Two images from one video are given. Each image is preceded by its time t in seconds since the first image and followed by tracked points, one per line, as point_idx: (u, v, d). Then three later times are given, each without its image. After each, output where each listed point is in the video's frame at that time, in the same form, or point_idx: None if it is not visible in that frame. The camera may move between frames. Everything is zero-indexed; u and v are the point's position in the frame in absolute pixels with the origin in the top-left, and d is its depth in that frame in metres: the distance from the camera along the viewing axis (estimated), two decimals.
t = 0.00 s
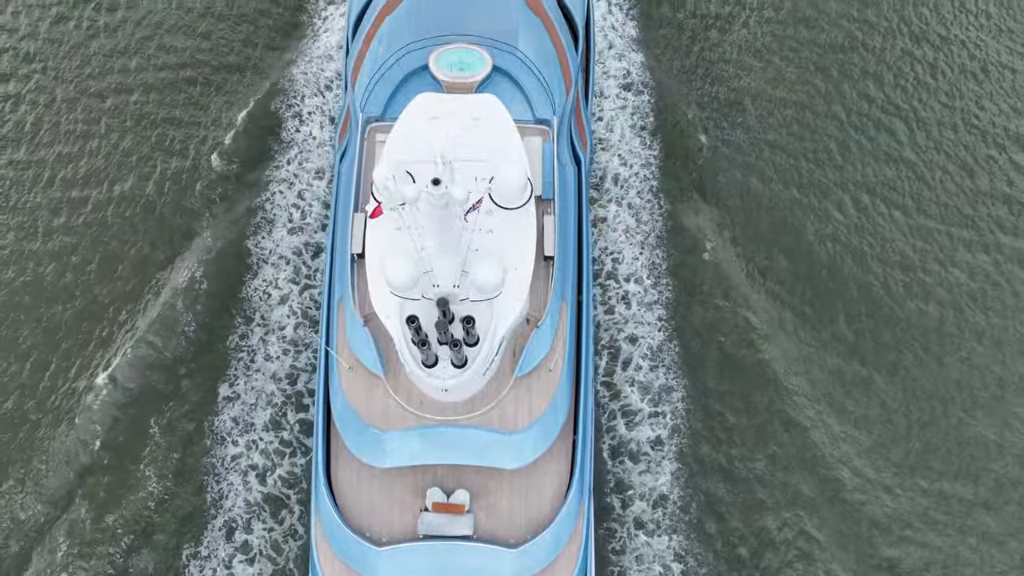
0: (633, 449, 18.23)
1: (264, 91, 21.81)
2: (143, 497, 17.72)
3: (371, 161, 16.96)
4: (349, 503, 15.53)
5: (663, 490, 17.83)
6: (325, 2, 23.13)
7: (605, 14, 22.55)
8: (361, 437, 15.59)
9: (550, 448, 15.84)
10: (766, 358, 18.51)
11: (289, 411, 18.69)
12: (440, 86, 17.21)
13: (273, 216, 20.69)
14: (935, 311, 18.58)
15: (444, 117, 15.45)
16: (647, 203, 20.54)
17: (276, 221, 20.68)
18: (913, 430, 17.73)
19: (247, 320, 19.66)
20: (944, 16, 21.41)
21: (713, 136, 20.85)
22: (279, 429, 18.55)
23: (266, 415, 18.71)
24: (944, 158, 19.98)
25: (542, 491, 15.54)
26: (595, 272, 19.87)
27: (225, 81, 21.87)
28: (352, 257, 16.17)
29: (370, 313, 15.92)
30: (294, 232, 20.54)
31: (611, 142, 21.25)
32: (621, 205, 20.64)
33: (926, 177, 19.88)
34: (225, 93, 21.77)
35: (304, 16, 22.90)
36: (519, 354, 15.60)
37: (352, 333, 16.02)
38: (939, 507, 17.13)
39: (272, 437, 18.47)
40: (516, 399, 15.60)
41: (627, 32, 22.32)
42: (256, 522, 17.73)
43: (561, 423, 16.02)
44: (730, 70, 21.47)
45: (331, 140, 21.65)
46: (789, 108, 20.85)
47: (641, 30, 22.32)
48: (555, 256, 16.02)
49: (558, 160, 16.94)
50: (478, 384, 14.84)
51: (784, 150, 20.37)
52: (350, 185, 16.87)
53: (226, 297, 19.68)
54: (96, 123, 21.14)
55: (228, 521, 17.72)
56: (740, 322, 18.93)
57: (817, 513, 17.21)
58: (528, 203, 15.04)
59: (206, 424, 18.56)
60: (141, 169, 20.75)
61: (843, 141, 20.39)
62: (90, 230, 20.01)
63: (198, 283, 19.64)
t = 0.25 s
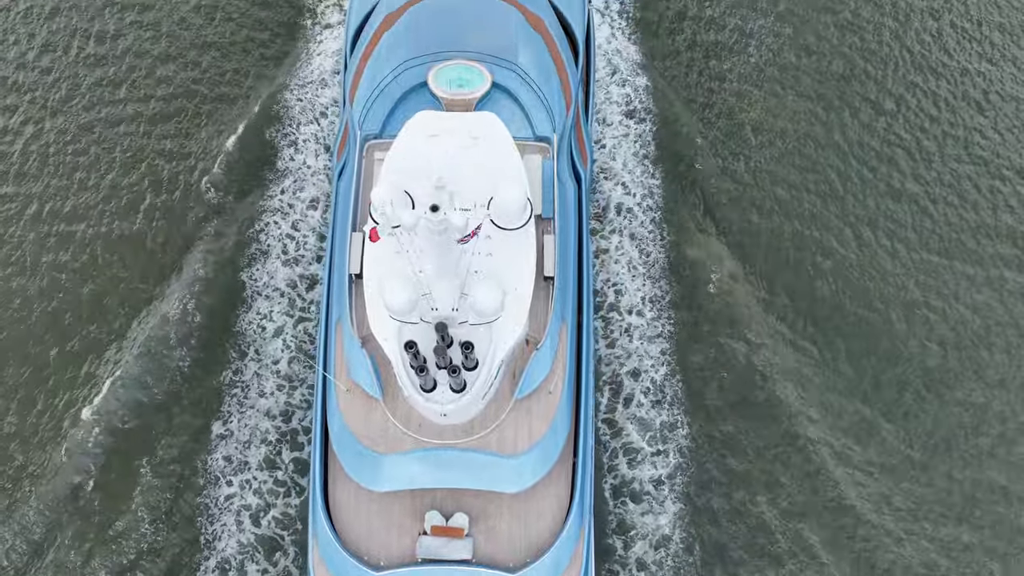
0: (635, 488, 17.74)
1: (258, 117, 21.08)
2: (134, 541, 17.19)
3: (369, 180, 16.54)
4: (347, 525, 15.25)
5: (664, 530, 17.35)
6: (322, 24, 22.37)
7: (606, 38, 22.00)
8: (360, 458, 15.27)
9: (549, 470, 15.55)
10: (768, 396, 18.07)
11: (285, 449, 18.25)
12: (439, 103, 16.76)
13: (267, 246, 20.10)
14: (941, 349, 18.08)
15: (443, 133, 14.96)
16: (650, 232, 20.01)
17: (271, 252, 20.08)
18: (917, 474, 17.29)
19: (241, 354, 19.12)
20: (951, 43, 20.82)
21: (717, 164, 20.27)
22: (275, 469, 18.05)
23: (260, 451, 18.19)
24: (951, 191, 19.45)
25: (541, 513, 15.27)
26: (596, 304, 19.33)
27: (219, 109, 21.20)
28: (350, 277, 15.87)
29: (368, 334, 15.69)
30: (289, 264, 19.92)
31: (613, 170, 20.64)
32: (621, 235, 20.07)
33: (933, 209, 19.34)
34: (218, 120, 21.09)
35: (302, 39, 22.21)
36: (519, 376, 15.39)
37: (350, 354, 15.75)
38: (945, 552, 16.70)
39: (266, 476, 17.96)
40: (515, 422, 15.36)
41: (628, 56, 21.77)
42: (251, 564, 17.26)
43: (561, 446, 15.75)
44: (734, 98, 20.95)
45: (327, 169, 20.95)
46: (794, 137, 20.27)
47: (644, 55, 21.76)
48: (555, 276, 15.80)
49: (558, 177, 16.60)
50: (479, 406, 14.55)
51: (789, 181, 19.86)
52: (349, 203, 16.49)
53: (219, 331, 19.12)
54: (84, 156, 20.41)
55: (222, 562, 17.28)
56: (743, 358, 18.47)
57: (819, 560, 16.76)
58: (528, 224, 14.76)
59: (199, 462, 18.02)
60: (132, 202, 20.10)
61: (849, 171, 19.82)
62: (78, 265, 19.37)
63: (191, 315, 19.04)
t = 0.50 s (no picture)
0: (637, 529, 17.33)
1: (249, 144, 20.24)
2: None
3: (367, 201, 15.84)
4: (344, 550, 14.94)
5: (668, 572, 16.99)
6: (318, 47, 21.53)
7: (610, 62, 21.32)
8: (357, 482, 14.87)
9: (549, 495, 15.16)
10: (776, 434, 17.59)
11: (279, 489, 17.54)
12: (438, 120, 16.06)
13: (261, 278, 19.27)
14: (951, 386, 17.63)
15: (440, 150, 14.64)
16: (653, 264, 19.41)
17: (264, 284, 19.25)
18: (928, 515, 16.84)
19: (235, 390, 18.44)
20: (956, 69, 20.38)
21: (722, 194, 19.77)
22: (269, 509, 17.38)
23: (255, 492, 17.53)
24: (958, 222, 19.02)
25: (541, 537, 14.96)
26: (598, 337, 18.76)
27: (209, 140, 20.37)
28: (348, 298, 15.29)
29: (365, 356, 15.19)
30: (283, 297, 19.10)
31: (616, 200, 20.02)
32: (625, 268, 19.45)
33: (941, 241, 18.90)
34: (210, 150, 20.29)
35: (297, 62, 21.32)
36: (519, 400, 14.93)
37: (346, 374, 15.27)
38: None
39: (260, 518, 17.31)
40: (515, 446, 14.89)
41: (633, 81, 21.10)
42: None
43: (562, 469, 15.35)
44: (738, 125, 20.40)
45: (322, 199, 20.13)
46: (798, 167, 19.80)
47: (648, 79, 21.16)
48: (555, 295, 15.27)
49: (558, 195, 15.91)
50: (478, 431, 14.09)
51: (795, 212, 19.40)
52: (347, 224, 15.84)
53: (210, 367, 18.40)
54: (72, 194, 19.67)
55: None
56: (750, 394, 17.95)
57: None
58: (528, 244, 14.15)
59: (192, 504, 17.36)
60: (121, 240, 19.36)
61: (855, 203, 19.40)
62: (66, 307, 18.64)
63: (184, 351, 18.34)
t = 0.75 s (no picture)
0: None
1: (240, 170, 19.11)
2: None
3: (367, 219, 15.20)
4: None
5: None
6: (313, 71, 20.40)
7: (613, 86, 19.90)
8: (354, 506, 14.48)
9: (548, 518, 14.61)
10: (804, 471, 16.09)
11: (274, 533, 16.34)
12: (436, 138, 15.47)
13: (255, 312, 18.06)
14: (989, 417, 16.27)
15: (438, 167, 14.34)
16: (656, 297, 17.93)
17: (258, 317, 18.04)
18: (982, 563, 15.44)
19: (228, 428, 17.24)
20: (976, 81, 19.14)
21: (740, 212, 18.32)
22: (262, 555, 16.20)
23: (249, 533, 16.37)
24: (988, 241, 17.71)
25: (541, 563, 14.40)
26: (597, 375, 17.39)
27: (202, 166, 19.17)
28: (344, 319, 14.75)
29: (362, 379, 14.80)
30: (278, 330, 17.90)
31: (618, 231, 18.61)
32: (631, 301, 17.99)
33: (971, 261, 17.54)
34: (199, 181, 19.08)
35: (286, 85, 20.17)
36: (519, 423, 14.48)
37: (343, 398, 14.89)
38: None
39: (254, 563, 16.10)
40: (514, 469, 14.45)
41: (638, 104, 19.69)
42: None
43: (563, 492, 14.89)
44: (749, 139, 19.01)
45: (317, 231, 18.94)
46: (823, 184, 18.44)
47: (655, 98, 19.73)
48: (555, 317, 14.73)
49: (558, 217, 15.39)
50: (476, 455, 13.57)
51: (815, 233, 17.99)
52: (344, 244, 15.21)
53: (203, 406, 17.20)
54: (52, 237, 18.42)
55: None
56: (773, 427, 16.49)
57: None
58: (528, 266, 13.78)
59: (184, 549, 16.20)
60: (106, 281, 18.11)
61: (892, 220, 18.01)
62: (47, 353, 17.43)
63: (178, 389, 17.18)
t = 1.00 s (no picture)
0: None
1: (233, 201, 18.72)
2: None
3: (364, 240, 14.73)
4: None
5: None
6: (307, 98, 19.85)
7: (616, 113, 19.51)
8: (351, 533, 14.02)
9: (549, 543, 14.20)
10: (806, 511, 15.87)
11: None
12: (434, 157, 15.12)
13: (248, 346, 17.58)
14: (993, 456, 16.02)
15: (438, 185, 14.15)
16: (660, 332, 17.61)
17: (252, 351, 17.58)
18: None
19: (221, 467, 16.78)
20: (982, 104, 18.74)
21: (740, 245, 18.12)
22: None
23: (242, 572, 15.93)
24: (992, 272, 17.38)
25: None
26: (600, 412, 16.99)
27: (194, 197, 18.76)
28: (343, 340, 14.33)
29: (359, 403, 14.39)
30: (271, 365, 17.42)
31: (621, 263, 18.22)
32: (632, 337, 17.66)
33: (975, 294, 17.22)
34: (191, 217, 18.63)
35: (279, 113, 19.70)
36: (518, 447, 14.11)
37: (340, 422, 14.53)
38: None
39: None
40: (513, 494, 14.09)
41: (639, 134, 19.31)
42: None
43: (563, 517, 14.43)
44: (747, 169, 18.75)
45: (312, 263, 18.43)
46: (827, 215, 18.15)
47: (655, 127, 19.36)
48: (555, 339, 14.26)
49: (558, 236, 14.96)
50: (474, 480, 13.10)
51: (815, 266, 17.72)
52: (343, 263, 14.70)
53: (197, 444, 16.76)
54: (37, 277, 17.88)
55: None
56: (775, 466, 16.25)
57: None
58: (528, 288, 13.64)
59: None
60: (94, 322, 17.60)
61: (897, 251, 17.70)
62: (34, 398, 16.94)
63: (172, 428, 16.82)
